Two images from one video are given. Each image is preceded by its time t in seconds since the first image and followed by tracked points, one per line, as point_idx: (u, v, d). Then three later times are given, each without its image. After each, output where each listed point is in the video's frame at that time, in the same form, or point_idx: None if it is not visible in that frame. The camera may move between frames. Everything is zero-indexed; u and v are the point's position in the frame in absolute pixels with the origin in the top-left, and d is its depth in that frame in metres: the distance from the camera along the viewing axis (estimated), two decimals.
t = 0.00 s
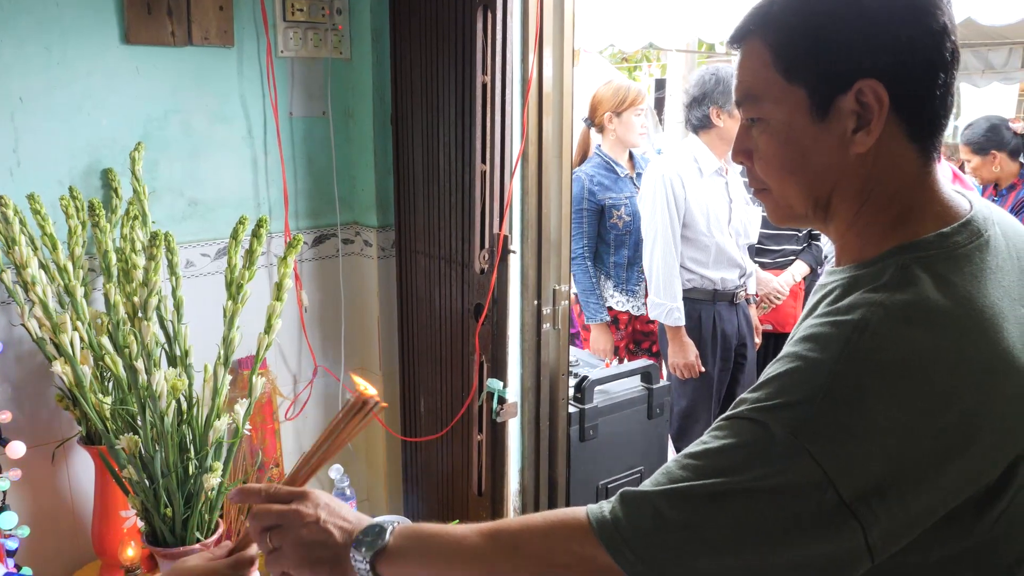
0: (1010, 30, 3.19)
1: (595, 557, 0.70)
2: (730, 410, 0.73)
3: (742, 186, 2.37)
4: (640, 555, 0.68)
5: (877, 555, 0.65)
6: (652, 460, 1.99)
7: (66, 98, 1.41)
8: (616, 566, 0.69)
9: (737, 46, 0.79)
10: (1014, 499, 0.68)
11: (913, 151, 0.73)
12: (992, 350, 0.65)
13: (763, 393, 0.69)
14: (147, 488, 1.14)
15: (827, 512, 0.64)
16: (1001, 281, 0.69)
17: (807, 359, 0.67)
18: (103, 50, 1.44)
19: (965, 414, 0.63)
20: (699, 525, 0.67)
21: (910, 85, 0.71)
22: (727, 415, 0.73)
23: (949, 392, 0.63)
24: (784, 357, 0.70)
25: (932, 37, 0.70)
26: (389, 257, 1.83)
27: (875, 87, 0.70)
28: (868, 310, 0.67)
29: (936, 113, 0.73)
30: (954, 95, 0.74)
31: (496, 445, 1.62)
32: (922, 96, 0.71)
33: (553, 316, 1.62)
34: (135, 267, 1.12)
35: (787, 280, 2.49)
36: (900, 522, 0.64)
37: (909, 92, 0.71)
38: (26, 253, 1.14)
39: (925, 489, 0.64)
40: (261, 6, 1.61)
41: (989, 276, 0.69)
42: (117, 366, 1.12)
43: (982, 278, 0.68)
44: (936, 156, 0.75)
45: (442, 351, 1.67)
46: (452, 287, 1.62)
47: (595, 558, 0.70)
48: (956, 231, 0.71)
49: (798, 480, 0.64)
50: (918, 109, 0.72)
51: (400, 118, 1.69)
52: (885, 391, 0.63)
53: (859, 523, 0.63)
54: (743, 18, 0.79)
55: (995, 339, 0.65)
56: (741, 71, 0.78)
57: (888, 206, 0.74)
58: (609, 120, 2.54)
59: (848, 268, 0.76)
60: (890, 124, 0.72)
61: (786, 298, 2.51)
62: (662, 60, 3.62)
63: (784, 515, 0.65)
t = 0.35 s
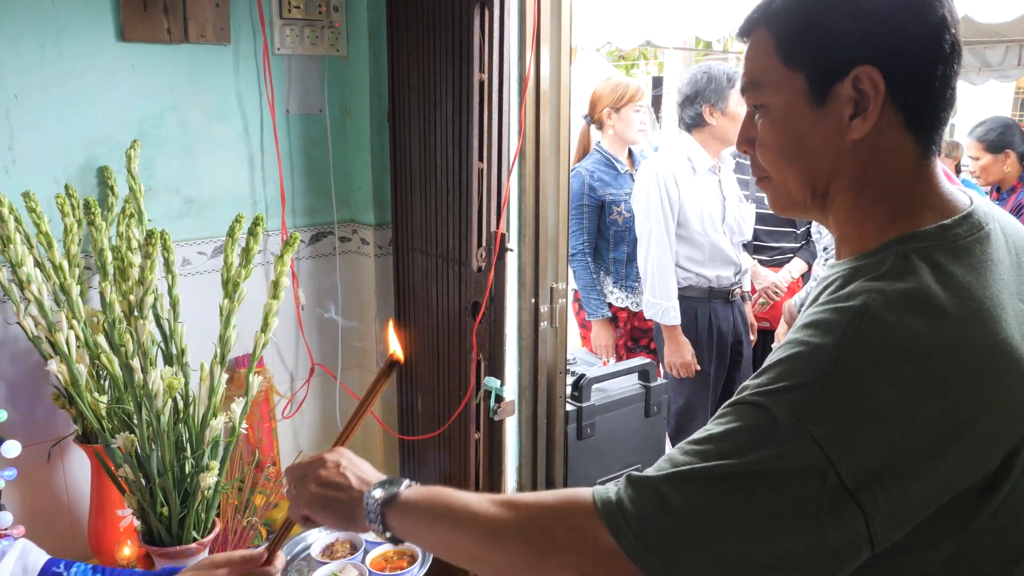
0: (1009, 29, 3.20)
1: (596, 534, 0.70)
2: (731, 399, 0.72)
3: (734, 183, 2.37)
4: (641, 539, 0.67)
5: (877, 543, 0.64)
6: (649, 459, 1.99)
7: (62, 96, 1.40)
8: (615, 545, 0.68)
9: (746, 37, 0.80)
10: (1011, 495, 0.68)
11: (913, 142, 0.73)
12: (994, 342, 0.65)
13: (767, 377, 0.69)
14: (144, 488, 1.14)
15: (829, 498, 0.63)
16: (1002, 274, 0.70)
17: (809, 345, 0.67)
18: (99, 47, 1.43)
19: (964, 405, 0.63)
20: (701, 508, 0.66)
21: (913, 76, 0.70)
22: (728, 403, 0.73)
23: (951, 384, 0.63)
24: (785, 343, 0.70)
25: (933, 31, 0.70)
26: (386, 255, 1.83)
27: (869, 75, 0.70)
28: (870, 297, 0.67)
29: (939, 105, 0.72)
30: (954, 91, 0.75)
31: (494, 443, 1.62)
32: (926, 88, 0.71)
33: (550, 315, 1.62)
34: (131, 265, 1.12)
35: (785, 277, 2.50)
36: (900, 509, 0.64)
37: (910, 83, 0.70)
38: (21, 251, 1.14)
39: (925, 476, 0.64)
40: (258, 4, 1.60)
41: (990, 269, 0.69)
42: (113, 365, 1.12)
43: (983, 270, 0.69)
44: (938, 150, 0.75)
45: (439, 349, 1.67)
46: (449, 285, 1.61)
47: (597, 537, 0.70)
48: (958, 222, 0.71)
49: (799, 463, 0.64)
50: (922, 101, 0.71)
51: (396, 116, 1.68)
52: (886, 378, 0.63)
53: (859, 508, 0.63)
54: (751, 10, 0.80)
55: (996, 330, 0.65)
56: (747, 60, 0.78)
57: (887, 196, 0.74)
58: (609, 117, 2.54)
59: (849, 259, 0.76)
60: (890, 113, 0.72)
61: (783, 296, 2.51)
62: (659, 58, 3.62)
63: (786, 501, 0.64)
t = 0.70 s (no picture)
0: (1006, 28, 3.20)
1: (607, 491, 0.72)
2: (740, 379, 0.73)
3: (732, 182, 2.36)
4: (643, 503, 0.68)
5: (876, 526, 0.65)
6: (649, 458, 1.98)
7: (60, 95, 1.40)
8: (620, 506, 0.70)
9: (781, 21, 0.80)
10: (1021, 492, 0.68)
11: (932, 135, 0.72)
12: (1003, 333, 0.65)
13: (774, 357, 0.69)
14: (143, 488, 1.14)
15: (831, 479, 0.64)
16: (1012, 266, 0.70)
17: (816, 326, 0.68)
18: (98, 47, 1.43)
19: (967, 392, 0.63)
20: (706, 482, 0.67)
21: (935, 67, 0.69)
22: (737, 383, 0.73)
23: (954, 371, 0.63)
24: (794, 323, 0.71)
25: (960, 26, 0.69)
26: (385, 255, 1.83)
27: (883, 61, 0.69)
28: (877, 282, 0.67)
29: (962, 99, 0.71)
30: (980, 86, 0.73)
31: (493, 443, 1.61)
32: (950, 80, 0.70)
33: (549, 314, 1.62)
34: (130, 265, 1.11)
35: (785, 276, 2.51)
36: (900, 492, 0.64)
37: (931, 74, 0.69)
38: (20, 251, 1.14)
39: (928, 463, 0.64)
40: (256, 3, 1.60)
41: (999, 259, 0.69)
42: (111, 365, 1.11)
43: (992, 260, 0.69)
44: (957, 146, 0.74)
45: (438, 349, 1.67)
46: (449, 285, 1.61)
47: (606, 497, 0.71)
48: (967, 214, 0.71)
49: (801, 443, 0.64)
50: (943, 94, 0.70)
51: (395, 115, 1.68)
52: (890, 364, 0.64)
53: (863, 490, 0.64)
54: None
55: (1005, 321, 0.65)
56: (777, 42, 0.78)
57: (898, 185, 0.73)
58: (609, 116, 2.53)
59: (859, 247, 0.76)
60: (908, 104, 0.71)
61: (784, 295, 2.52)
62: (658, 58, 3.63)
63: (788, 479, 0.64)
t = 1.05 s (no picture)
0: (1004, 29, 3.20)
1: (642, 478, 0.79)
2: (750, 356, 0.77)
3: (729, 182, 2.36)
4: (664, 485, 0.76)
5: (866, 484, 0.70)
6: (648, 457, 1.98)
7: (57, 94, 1.40)
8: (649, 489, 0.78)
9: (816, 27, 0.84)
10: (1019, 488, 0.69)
11: (943, 132, 0.73)
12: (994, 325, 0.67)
13: (777, 341, 0.73)
14: (139, 487, 1.14)
15: (820, 452, 0.69)
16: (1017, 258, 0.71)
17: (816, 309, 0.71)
18: (95, 45, 1.43)
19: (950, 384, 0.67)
20: (710, 459, 0.73)
21: (943, 66, 0.70)
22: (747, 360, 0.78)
23: (943, 362, 0.67)
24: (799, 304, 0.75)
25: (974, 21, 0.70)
26: (383, 256, 1.84)
27: (887, 58, 0.72)
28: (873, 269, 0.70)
29: (975, 97, 0.71)
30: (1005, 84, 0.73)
31: (490, 443, 1.60)
32: (960, 78, 0.70)
33: (546, 314, 1.61)
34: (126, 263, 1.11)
35: (780, 277, 2.52)
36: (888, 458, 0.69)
37: (939, 73, 0.70)
38: (16, 249, 1.13)
39: (908, 445, 0.69)
40: (254, 2, 1.60)
41: (1003, 251, 0.71)
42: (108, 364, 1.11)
43: (995, 253, 0.70)
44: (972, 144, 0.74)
45: (436, 348, 1.67)
46: (446, 285, 1.61)
47: (640, 479, 0.79)
48: (972, 205, 0.73)
49: (791, 424, 0.70)
50: (953, 92, 0.71)
51: (393, 115, 1.68)
52: (876, 351, 0.68)
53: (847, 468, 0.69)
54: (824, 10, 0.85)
55: (999, 312, 0.68)
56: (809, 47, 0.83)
57: (907, 178, 0.75)
58: (614, 115, 2.54)
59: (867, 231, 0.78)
60: (916, 101, 0.72)
61: (780, 295, 2.53)
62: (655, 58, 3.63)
63: (783, 455, 0.70)
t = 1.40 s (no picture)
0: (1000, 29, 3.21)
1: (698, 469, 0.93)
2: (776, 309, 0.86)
3: (728, 182, 2.37)
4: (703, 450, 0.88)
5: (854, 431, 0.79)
6: (644, 456, 1.97)
7: (51, 93, 1.40)
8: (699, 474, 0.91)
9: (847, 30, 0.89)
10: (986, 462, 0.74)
11: (956, 122, 0.78)
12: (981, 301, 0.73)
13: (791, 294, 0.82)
14: (134, 487, 1.13)
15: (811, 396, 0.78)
16: (1012, 239, 0.76)
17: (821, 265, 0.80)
18: (90, 44, 1.42)
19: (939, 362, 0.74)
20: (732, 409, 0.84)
21: (956, 60, 0.75)
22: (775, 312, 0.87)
23: (925, 333, 0.74)
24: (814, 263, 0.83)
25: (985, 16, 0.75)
26: (378, 254, 1.83)
27: (903, 55, 0.78)
28: (871, 249, 0.77)
29: (987, 89, 0.76)
30: (1017, 78, 0.78)
31: (486, 441, 1.61)
32: (973, 73, 0.75)
33: (542, 313, 1.61)
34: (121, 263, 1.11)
35: (773, 276, 2.51)
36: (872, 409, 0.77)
37: (951, 68, 0.75)
38: (11, 249, 1.13)
39: (891, 396, 0.76)
40: (249, 2, 1.60)
41: (997, 233, 0.76)
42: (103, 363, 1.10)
43: (989, 234, 0.76)
44: (983, 135, 0.79)
45: (432, 347, 1.67)
46: (443, 284, 1.61)
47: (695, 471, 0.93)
48: (969, 191, 0.78)
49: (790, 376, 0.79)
50: (964, 85, 0.76)
51: (389, 115, 1.68)
52: (866, 326, 0.76)
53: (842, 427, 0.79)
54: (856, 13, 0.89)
55: (986, 289, 0.73)
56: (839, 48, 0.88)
57: (920, 169, 0.80)
58: (623, 111, 2.54)
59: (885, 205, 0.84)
60: (932, 95, 0.77)
61: (771, 294, 2.53)
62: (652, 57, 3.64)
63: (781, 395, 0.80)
